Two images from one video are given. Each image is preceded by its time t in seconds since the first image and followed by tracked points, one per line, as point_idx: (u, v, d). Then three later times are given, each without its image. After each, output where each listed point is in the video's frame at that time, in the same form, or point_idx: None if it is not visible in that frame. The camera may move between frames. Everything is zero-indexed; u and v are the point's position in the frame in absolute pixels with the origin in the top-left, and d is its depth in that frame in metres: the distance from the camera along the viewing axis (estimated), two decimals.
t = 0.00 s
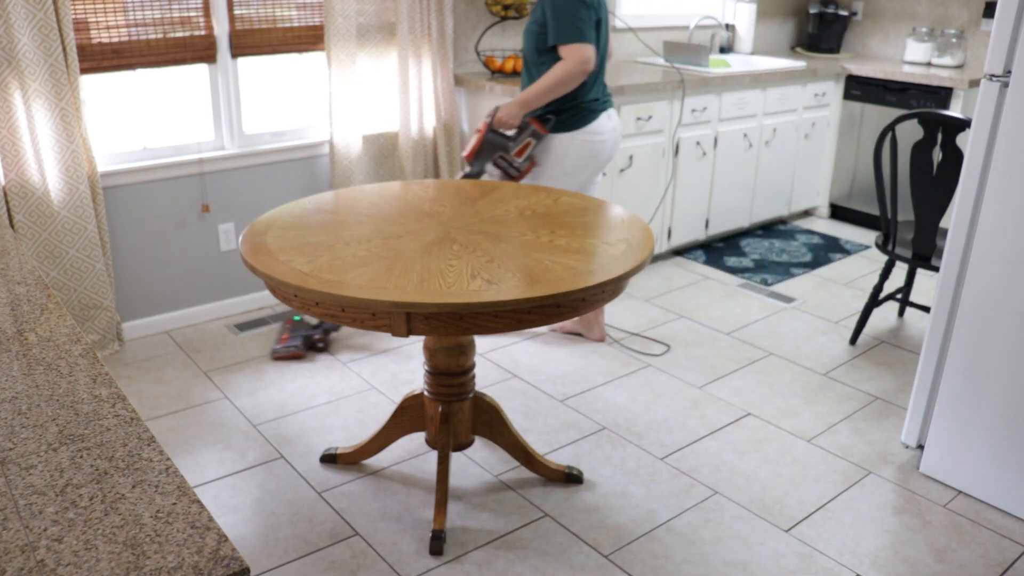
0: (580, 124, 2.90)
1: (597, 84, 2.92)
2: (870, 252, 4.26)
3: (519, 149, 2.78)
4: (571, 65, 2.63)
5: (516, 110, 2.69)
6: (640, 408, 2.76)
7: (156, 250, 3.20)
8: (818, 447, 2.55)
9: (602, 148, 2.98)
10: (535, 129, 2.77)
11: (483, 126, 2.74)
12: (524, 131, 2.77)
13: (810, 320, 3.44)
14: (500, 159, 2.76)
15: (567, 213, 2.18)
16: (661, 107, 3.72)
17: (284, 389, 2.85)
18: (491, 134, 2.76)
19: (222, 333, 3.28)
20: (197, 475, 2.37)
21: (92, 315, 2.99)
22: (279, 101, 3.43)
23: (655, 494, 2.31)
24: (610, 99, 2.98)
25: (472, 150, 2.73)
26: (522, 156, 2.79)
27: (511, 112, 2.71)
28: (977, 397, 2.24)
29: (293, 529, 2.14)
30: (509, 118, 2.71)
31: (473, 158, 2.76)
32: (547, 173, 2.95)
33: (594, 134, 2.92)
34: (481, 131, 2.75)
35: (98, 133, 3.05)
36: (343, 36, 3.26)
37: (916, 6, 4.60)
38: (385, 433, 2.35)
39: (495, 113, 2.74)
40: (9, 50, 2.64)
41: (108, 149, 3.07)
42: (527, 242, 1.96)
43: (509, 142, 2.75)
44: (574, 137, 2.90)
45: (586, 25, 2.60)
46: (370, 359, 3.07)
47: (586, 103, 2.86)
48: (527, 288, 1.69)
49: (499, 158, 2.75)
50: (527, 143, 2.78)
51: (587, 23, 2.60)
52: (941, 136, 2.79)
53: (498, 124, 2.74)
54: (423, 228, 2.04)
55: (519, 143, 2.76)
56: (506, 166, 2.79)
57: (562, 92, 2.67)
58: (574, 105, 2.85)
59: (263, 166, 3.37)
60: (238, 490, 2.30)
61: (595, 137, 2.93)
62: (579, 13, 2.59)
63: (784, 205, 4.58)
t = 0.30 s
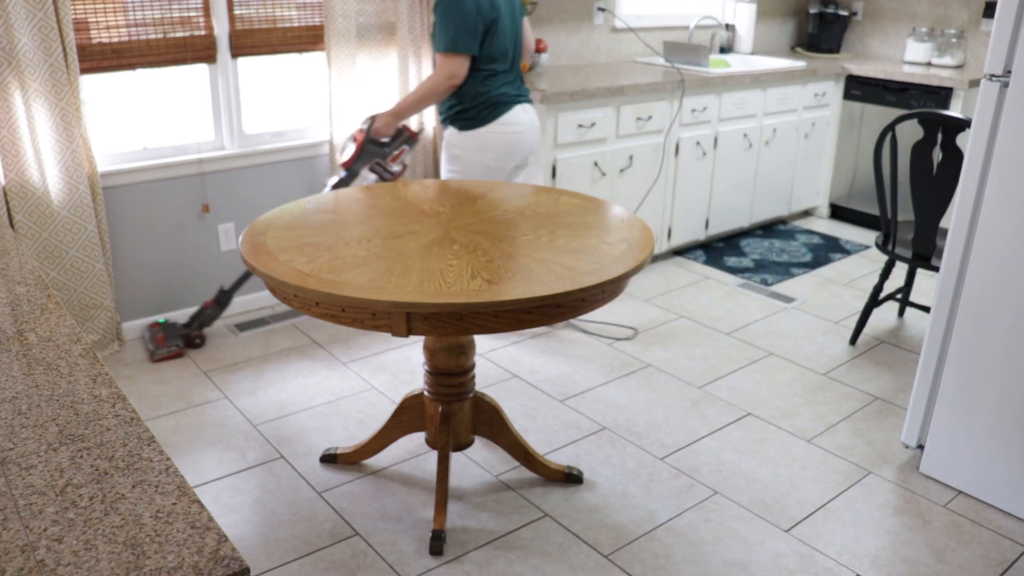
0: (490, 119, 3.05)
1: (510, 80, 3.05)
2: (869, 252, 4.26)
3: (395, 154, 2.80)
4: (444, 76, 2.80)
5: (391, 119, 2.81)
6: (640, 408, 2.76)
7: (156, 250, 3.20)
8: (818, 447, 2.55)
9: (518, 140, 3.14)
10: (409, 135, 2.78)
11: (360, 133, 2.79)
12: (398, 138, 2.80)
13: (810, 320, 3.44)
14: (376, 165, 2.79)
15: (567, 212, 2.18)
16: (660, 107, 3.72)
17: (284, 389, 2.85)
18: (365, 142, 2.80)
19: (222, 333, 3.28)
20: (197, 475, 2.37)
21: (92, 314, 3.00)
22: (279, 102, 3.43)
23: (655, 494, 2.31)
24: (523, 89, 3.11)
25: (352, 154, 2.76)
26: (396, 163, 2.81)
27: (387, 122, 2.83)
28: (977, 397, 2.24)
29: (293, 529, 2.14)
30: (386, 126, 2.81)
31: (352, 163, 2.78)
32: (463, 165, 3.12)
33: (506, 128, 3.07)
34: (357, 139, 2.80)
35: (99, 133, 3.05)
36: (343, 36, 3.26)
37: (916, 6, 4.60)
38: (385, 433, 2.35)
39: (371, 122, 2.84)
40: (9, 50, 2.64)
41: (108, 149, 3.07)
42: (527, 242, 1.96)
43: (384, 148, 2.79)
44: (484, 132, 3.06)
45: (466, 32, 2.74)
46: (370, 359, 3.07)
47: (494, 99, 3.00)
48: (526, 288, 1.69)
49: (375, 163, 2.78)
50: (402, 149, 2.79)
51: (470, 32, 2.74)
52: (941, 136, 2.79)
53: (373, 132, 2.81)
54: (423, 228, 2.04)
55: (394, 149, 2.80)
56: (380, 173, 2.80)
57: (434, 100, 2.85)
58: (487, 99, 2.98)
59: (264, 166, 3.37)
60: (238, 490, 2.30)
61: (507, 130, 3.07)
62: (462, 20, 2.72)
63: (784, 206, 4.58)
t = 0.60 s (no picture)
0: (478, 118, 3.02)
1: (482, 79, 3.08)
2: (869, 252, 4.26)
3: (439, 141, 2.72)
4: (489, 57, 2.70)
5: (436, 102, 2.73)
6: (640, 408, 2.76)
7: (156, 250, 3.20)
8: (818, 447, 2.55)
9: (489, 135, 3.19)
10: (456, 121, 2.72)
11: (403, 119, 2.74)
12: (443, 124, 2.74)
13: (810, 321, 3.44)
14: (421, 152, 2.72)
15: (567, 212, 2.18)
16: (660, 107, 3.72)
17: (284, 388, 2.85)
18: (412, 128, 2.74)
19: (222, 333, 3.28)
20: (197, 475, 2.36)
21: (91, 315, 3.00)
22: (279, 102, 3.42)
23: (655, 494, 2.31)
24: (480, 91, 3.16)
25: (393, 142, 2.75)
26: (442, 151, 2.73)
27: (430, 106, 2.74)
28: (977, 397, 2.24)
29: (293, 529, 2.14)
30: (430, 110, 2.72)
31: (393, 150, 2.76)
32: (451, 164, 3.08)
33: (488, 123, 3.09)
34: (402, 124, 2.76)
35: (98, 133, 3.05)
36: (343, 36, 3.26)
37: (916, 6, 4.60)
38: (385, 433, 2.35)
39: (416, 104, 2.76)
40: (9, 50, 2.64)
41: (108, 149, 3.07)
42: (528, 242, 1.96)
43: (430, 136, 2.73)
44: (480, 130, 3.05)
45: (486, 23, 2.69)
46: (369, 359, 3.07)
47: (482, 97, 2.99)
48: (526, 288, 1.69)
49: (419, 150, 2.71)
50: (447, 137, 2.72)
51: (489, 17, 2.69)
52: (941, 136, 2.79)
53: (416, 117, 2.74)
54: (423, 228, 2.04)
55: (439, 136, 2.72)
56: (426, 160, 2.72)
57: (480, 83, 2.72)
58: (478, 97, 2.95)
59: (264, 166, 3.36)
60: (238, 490, 2.30)
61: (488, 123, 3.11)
62: (473, 13, 2.68)
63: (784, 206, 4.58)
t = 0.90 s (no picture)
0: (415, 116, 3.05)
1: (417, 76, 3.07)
2: (870, 252, 4.26)
3: (361, 151, 2.60)
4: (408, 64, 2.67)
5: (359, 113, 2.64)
6: (640, 408, 2.76)
7: (156, 250, 3.20)
8: (818, 447, 2.55)
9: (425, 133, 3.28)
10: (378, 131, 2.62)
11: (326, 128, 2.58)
12: (365, 134, 2.61)
13: (810, 320, 3.44)
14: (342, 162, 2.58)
15: (567, 212, 2.18)
16: (660, 107, 3.72)
17: (283, 389, 2.85)
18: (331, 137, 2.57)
19: (222, 333, 3.28)
20: (197, 475, 2.37)
21: (91, 315, 3.00)
22: (279, 101, 3.43)
23: (655, 494, 2.31)
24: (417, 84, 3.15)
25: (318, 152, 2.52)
26: (365, 160, 2.62)
27: (353, 118, 2.64)
28: (977, 396, 2.24)
29: (293, 529, 2.14)
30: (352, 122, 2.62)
31: (316, 164, 2.54)
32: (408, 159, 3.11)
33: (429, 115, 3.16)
34: (322, 136, 2.58)
35: (99, 133, 3.05)
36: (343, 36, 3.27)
37: (916, 6, 4.60)
38: (385, 433, 2.35)
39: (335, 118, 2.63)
40: (9, 50, 2.64)
41: (108, 149, 3.07)
42: (527, 242, 1.96)
43: (351, 146, 2.58)
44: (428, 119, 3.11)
45: (409, 29, 2.67)
46: (369, 359, 3.07)
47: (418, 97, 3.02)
48: (526, 288, 1.69)
49: (342, 161, 2.58)
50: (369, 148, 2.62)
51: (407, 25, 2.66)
52: (940, 137, 2.79)
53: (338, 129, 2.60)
54: (423, 228, 2.04)
55: (361, 146, 2.59)
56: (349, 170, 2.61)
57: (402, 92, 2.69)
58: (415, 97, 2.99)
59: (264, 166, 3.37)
60: (238, 490, 2.30)
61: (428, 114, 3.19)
62: (396, 19, 2.64)
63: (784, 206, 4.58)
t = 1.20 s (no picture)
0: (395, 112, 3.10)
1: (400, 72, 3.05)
2: (869, 252, 4.26)
3: (264, 174, 2.52)
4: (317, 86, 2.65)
5: (260, 137, 2.56)
6: (640, 408, 2.76)
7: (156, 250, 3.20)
8: (818, 447, 2.55)
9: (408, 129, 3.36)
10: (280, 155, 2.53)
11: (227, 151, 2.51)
12: (267, 156, 2.53)
13: (810, 321, 3.44)
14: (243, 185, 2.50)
15: (567, 212, 2.18)
16: (660, 107, 3.72)
17: (283, 389, 2.85)
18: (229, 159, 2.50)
19: (221, 332, 3.28)
20: (197, 475, 2.36)
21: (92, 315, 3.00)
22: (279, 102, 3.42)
23: (655, 494, 2.31)
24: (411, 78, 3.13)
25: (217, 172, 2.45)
26: (267, 183, 2.53)
27: (256, 140, 2.58)
28: (977, 396, 2.24)
29: (293, 529, 2.14)
30: (255, 144, 2.54)
31: (215, 184, 2.46)
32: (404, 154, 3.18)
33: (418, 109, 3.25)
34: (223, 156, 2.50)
35: (99, 133, 3.05)
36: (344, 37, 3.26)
37: (916, 6, 4.60)
38: (386, 433, 2.35)
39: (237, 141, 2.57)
40: (9, 50, 2.64)
41: (108, 149, 3.07)
42: (527, 242, 1.96)
43: (251, 168, 2.49)
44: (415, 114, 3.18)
45: (342, 49, 2.64)
46: (369, 359, 3.07)
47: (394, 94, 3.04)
48: (527, 288, 1.69)
49: (245, 184, 2.49)
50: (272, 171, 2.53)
51: (345, 43, 2.63)
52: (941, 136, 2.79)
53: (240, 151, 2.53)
54: (423, 228, 2.04)
55: (262, 169, 2.51)
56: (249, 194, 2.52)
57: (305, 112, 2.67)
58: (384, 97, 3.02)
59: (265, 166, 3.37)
60: (238, 490, 2.30)
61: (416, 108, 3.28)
62: (334, 35, 2.62)
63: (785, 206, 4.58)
